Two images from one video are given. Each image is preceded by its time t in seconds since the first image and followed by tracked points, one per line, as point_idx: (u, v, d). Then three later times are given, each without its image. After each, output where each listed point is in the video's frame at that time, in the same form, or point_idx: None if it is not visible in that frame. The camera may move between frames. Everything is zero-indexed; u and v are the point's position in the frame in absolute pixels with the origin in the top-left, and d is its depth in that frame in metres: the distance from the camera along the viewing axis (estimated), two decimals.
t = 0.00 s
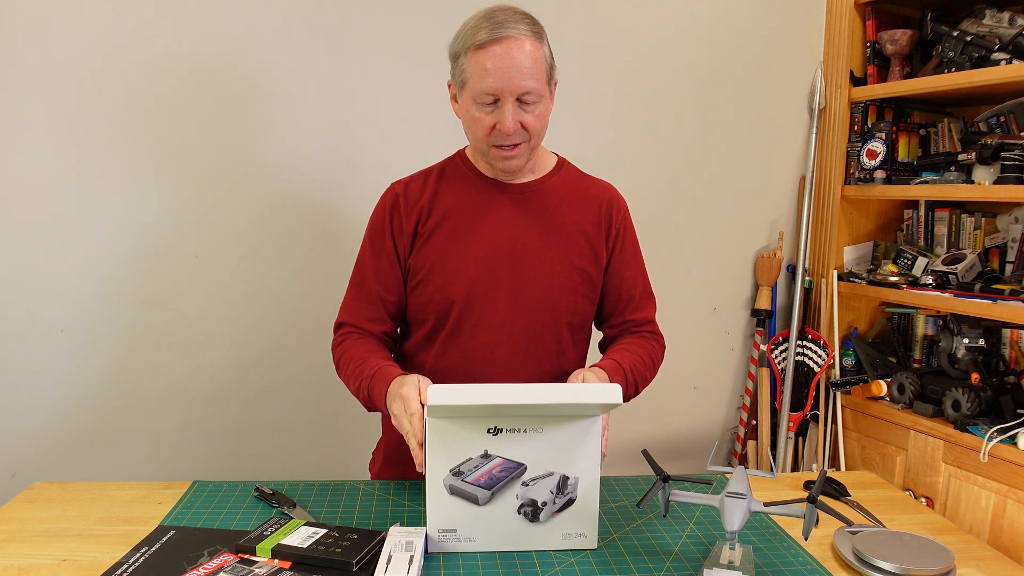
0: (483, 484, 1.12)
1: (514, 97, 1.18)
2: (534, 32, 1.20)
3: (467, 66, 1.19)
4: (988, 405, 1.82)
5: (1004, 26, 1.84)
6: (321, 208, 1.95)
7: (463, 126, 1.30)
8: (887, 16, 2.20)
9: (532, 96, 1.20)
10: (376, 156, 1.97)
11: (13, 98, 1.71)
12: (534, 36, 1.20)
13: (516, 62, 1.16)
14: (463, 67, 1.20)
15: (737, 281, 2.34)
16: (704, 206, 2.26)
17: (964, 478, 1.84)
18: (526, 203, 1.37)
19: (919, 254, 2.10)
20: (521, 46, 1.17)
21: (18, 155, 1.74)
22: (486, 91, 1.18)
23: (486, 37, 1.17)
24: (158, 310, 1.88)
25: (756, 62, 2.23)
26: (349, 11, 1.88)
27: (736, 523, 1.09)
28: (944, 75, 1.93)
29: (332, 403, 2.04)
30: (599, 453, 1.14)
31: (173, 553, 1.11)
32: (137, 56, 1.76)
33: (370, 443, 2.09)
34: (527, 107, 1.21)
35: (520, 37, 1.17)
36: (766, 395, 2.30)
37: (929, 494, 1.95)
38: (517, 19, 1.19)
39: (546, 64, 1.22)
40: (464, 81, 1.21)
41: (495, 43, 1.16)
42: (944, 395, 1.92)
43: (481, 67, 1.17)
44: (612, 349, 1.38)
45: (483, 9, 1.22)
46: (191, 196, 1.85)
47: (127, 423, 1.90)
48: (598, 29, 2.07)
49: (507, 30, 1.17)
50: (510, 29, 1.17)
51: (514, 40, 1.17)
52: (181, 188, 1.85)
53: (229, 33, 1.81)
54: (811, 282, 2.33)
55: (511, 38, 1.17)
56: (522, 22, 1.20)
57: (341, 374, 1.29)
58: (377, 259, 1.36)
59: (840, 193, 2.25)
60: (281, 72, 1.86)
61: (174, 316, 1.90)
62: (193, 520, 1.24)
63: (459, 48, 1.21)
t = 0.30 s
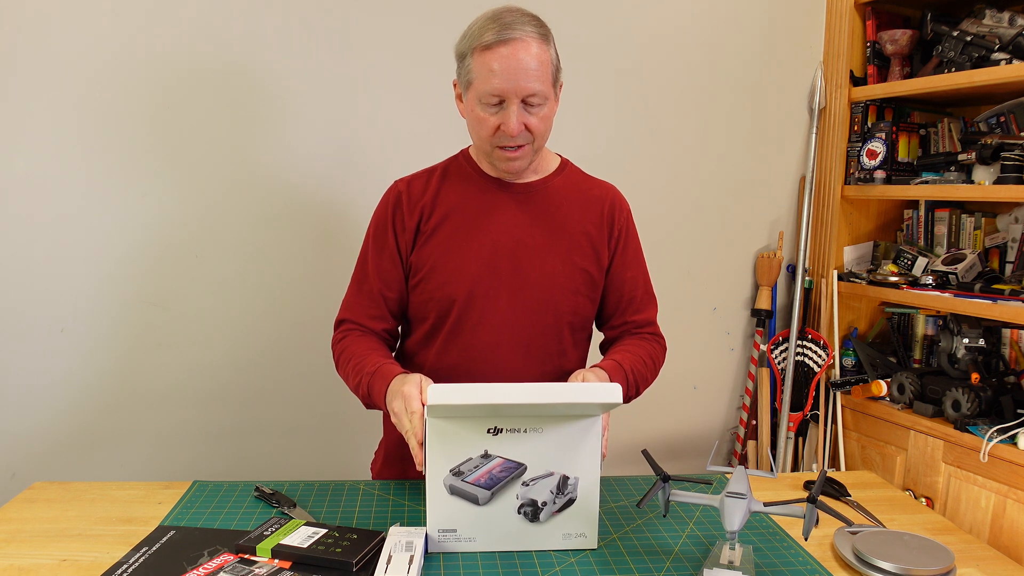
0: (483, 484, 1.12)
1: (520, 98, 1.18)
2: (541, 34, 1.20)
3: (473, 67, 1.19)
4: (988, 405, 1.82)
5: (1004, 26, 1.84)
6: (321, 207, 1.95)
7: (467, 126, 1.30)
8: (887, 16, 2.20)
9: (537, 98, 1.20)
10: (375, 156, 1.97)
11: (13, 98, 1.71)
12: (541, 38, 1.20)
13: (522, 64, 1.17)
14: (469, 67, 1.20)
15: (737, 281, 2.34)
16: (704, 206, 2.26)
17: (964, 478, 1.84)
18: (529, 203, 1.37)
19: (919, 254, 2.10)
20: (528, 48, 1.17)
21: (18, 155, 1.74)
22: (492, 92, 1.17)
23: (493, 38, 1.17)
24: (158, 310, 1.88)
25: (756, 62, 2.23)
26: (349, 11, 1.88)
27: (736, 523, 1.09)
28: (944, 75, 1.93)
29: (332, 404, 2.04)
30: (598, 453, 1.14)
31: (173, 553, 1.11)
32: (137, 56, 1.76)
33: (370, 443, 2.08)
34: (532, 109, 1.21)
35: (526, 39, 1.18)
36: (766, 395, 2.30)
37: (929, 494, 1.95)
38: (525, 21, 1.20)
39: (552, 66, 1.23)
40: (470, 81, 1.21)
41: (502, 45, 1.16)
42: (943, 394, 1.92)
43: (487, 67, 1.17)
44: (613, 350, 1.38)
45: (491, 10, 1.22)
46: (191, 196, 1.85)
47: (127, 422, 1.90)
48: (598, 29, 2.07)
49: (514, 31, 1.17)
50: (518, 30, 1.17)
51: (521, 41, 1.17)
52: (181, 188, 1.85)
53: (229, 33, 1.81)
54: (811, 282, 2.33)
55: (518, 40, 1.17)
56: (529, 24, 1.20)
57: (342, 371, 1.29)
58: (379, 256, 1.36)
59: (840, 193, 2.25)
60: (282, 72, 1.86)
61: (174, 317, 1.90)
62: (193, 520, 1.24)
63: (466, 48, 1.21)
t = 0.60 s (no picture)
0: (483, 484, 1.12)
1: (519, 98, 1.18)
2: (541, 35, 1.20)
3: (474, 67, 1.19)
4: (988, 405, 1.82)
5: (1004, 26, 1.84)
6: (321, 207, 1.95)
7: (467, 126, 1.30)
8: (887, 16, 2.20)
9: (537, 98, 1.20)
10: (375, 156, 1.97)
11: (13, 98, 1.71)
12: (541, 38, 1.20)
13: (522, 64, 1.17)
14: (469, 67, 1.20)
15: (737, 281, 2.34)
16: (704, 206, 2.26)
17: (964, 478, 1.84)
18: (529, 203, 1.37)
19: (919, 254, 2.10)
20: (528, 48, 1.17)
21: (18, 155, 1.74)
22: (492, 92, 1.17)
23: (493, 38, 1.17)
24: (158, 310, 1.88)
25: (756, 62, 2.23)
26: (349, 11, 1.88)
27: (736, 523, 1.09)
28: (944, 75, 1.93)
29: (331, 404, 2.04)
30: (598, 452, 1.14)
31: (173, 553, 1.11)
32: (138, 56, 1.76)
33: (369, 443, 2.08)
34: (532, 109, 1.21)
35: (527, 39, 1.18)
36: (766, 395, 2.30)
37: (929, 495, 1.95)
38: (526, 21, 1.20)
39: (552, 67, 1.23)
40: (470, 81, 1.21)
41: (502, 45, 1.17)
42: (943, 394, 1.92)
43: (487, 67, 1.17)
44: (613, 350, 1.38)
45: (491, 10, 1.23)
46: (191, 197, 1.85)
47: (127, 422, 1.90)
48: (598, 29, 2.07)
49: (515, 31, 1.17)
50: (518, 30, 1.18)
51: (521, 41, 1.17)
52: (181, 188, 1.85)
53: (229, 33, 1.81)
54: (811, 282, 2.33)
55: (519, 40, 1.17)
56: (529, 24, 1.20)
57: (342, 371, 1.29)
58: (380, 256, 1.36)
59: (840, 193, 2.25)
60: (282, 72, 1.87)
61: (174, 317, 1.90)
62: (193, 520, 1.24)
63: (466, 48, 1.21)
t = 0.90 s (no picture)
0: (483, 484, 1.12)
1: (518, 98, 1.18)
2: (541, 35, 1.20)
3: (473, 67, 1.19)
4: (988, 405, 1.82)
5: (1004, 26, 1.84)
6: (321, 207, 1.95)
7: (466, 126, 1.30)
8: (887, 16, 2.20)
9: (536, 98, 1.19)
10: (375, 156, 1.97)
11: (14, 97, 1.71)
12: (540, 39, 1.20)
13: (521, 64, 1.17)
14: (468, 67, 1.20)
15: (737, 281, 2.34)
16: (704, 206, 2.26)
17: (964, 478, 1.84)
18: (529, 203, 1.37)
19: (919, 254, 2.10)
20: (528, 48, 1.17)
21: (18, 155, 1.74)
22: (491, 92, 1.17)
23: (492, 38, 1.17)
24: (158, 311, 1.88)
25: (756, 62, 2.23)
26: (349, 11, 1.88)
27: (736, 523, 1.09)
28: (944, 75, 1.93)
29: (331, 404, 2.04)
30: (598, 452, 1.14)
31: (173, 553, 1.11)
32: (138, 56, 1.76)
33: (369, 443, 2.08)
34: (531, 109, 1.21)
35: (526, 39, 1.18)
36: (766, 395, 2.30)
37: (929, 495, 1.95)
38: (525, 21, 1.20)
39: (552, 67, 1.23)
40: (469, 81, 1.21)
41: (501, 45, 1.16)
42: (943, 395, 1.92)
43: (486, 67, 1.17)
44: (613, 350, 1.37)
45: (491, 10, 1.23)
46: (191, 196, 1.85)
47: (127, 422, 1.90)
48: (598, 29, 2.07)
49: (514, 31, 1.17)
50: (517, 30, 1.17)
51: (520, 41, 1.17)
52: (181, 187, 1.84)
53: (228, 33, 1.81)
54: (811, 282, 2.33)
55: (518, 40, 1.17)
56: (529, 24, 1.20)
57: (342, 371, 1.29)
58: (379, 256, 1.37)
59: (840, 193, 2.25)
60: (282, 72, 1.86)
61: (174, 317, 1.90)
62: (193, 520, 1.24)
63: (466, 48, 1.21)
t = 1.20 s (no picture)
0: (483, 484, 1.12)
1: (517, 98, 1.18)
2: (539, 34, 1.20)
3: (472, 67, 1.19)
4: (988, 405, 1.82)
5: (1004, 26, 1.84)
6: (320, 207, 1.95)
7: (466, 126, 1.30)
8: (887, 16, 2.20)
9: (535, 98, 1.20)
10: (375, 156, 1.97)
11: (13, 98, 1.71)
12: (539, 38, 1.20)
13: (520, 63, 1.17)
14: (467, 67, 1.20)
15: (737, 281, 2.34)
16: (703, 206, 2.26)
17: (964, 478, 1.84)
18: (528, 203, 1.37)
19: (919, 254, 2.10)
20: (526, 48, 1.17)
21: (18, 155, 1.74)
22: (489, 92, 1.18)
23: (491, 38, 1.17)
24: (158, 311, 1.88)
25: (756, 62, 2.23)
26: (349, 11, 1.88)
27: (736, 523, 1.09)
28: (944, 76, 1.93)
29: (331, 404, 2.04)
30: (598, 451, 1.14)
31: (173, 553, 1.11)
32: (138, 57, 1.76)
33: (369, 442, 2.08)
34: (530, 108, 1.21)
35: (525, 39, 1.18)
36: (766, 395, 2.30)
37: (929, 495, 1.95)
38: (524, 21, 1.20)
39: (551, 66, 1.23)
40: (468, 81, 1.21)
41: (500, 44, 1.17)
42: (944, 394, 1.92)
43: (485, 67, 1.17)
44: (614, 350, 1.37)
45: (489, 10, 1.23)
46: (190, 196, 1.85)
47: (127, 422, 1.90)
48: (597, 29, 2.07)
49: (513, 31, 1.17)
50: (516, 30, 1.18)
51: (519, 41, 1.17)
52: (181, 188, 1.85)
53: (228, 33, 1.81)
54: (811, 282, 2.33)
55: (517, 39, 1.17)
56: (527, 24, 1.20)
57: (342, 372, 1.29)
58: (379, 257, 1.37)
59: (840, 193, 2.25)
60: (282, 72, 1.87)
61: (173, 317, 1.90)
62: (193, 520, 1.24)
63: (464, 47, 1.21)
